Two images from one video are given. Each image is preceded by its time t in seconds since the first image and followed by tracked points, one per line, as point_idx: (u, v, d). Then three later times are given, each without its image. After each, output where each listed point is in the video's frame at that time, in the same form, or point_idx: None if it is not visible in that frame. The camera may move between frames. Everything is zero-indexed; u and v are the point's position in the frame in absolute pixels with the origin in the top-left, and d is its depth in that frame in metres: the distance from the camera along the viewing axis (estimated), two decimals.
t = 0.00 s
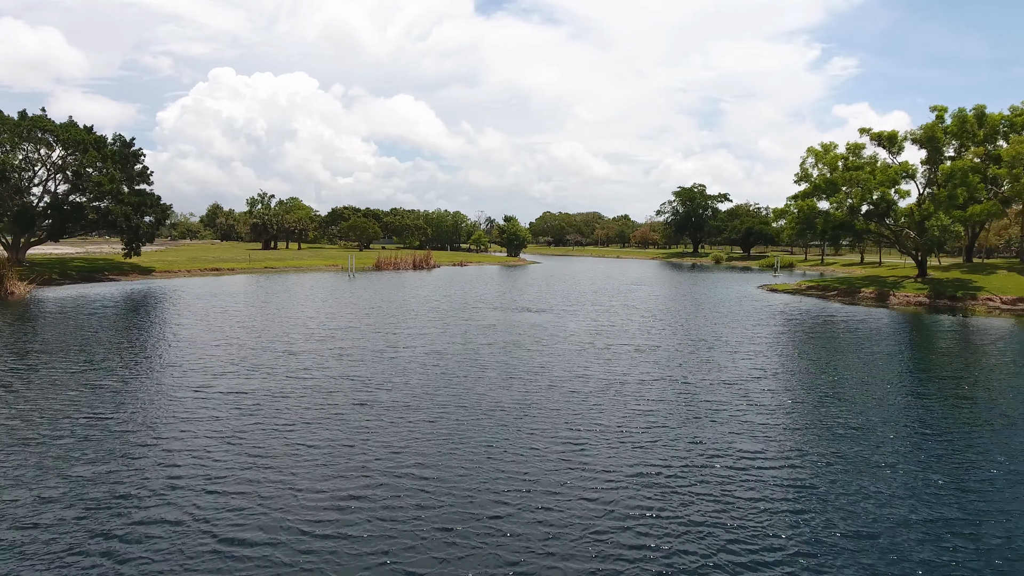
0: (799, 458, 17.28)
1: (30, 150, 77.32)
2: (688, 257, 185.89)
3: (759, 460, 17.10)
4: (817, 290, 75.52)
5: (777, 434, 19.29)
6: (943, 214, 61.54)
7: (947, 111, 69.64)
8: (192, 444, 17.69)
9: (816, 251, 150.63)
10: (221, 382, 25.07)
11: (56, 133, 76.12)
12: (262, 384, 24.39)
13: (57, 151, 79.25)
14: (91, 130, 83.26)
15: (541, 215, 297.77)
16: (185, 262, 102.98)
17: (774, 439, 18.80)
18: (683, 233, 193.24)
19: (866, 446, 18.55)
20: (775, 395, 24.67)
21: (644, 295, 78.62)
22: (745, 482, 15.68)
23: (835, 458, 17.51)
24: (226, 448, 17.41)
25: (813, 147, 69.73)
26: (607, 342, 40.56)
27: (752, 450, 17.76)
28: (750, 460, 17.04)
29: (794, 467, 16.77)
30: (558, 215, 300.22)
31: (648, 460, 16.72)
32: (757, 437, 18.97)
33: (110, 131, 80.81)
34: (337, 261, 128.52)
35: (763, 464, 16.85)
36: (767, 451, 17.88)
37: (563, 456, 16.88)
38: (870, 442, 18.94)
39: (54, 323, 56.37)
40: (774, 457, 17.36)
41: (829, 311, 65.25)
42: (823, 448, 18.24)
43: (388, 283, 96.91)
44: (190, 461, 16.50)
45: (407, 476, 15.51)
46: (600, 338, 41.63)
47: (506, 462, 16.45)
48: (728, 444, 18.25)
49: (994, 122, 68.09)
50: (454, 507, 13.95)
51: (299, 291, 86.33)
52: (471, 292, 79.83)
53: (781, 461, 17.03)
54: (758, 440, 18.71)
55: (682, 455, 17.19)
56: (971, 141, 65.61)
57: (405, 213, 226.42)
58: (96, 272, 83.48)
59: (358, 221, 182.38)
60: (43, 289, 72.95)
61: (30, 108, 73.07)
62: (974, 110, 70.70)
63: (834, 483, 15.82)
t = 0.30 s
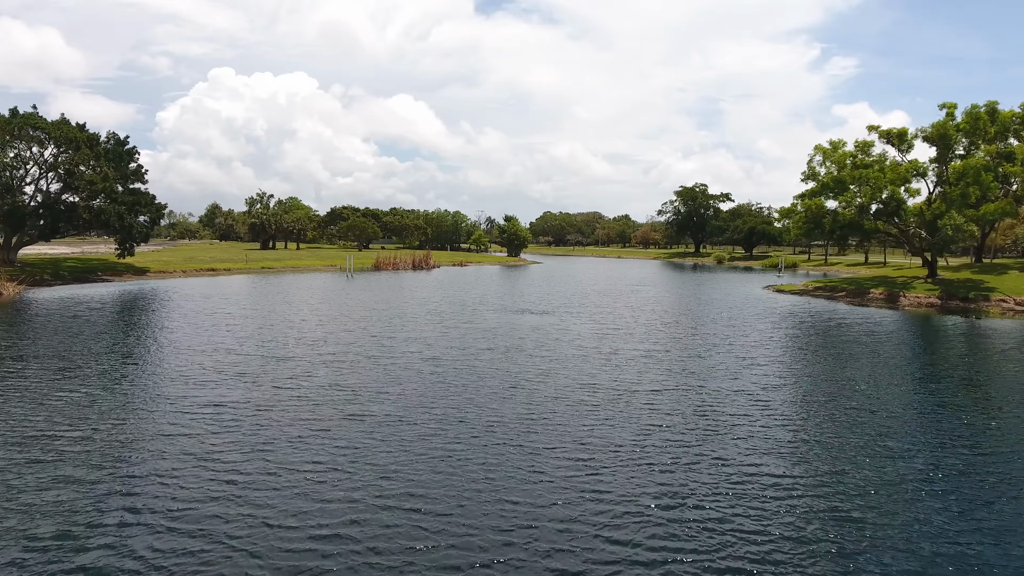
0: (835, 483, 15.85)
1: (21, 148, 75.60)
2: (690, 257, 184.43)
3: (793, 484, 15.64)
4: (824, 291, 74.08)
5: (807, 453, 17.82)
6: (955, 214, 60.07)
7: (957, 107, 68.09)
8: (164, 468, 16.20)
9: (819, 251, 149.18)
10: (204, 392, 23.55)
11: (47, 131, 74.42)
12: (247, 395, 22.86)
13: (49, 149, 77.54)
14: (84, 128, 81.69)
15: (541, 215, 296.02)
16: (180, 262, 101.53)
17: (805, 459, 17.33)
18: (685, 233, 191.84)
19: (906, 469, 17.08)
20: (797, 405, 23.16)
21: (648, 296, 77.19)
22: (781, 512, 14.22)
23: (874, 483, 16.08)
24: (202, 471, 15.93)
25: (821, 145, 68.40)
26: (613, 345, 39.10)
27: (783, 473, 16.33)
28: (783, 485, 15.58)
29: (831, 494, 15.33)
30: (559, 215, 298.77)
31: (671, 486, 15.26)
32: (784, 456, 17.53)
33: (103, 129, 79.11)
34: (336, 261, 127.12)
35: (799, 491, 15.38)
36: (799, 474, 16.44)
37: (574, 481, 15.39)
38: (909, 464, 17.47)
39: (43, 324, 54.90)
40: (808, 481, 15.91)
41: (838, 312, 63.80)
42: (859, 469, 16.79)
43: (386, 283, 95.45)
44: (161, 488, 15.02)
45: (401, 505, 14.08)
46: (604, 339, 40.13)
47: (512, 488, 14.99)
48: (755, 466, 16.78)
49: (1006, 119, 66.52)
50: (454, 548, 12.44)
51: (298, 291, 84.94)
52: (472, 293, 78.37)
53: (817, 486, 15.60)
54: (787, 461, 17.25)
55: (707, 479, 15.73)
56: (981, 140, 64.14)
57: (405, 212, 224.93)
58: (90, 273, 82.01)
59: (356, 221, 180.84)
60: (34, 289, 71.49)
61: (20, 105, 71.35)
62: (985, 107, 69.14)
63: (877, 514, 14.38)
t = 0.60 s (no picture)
0: (887, 512, 14.10)
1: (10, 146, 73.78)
2: (692, 257, 182.94)
3: (839, 516, 13.89)
4: (833, 292, 72.49)
5: (849, 474, 16.08)
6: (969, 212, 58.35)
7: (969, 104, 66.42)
8: (127, 501, 14.48)
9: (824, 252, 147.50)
10: (181, 404, 21.77)
11: (37, 128, 72.57)
12: (227, 409, 21.10)
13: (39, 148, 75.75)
14: (76, 126, 80.00)
15: (541, 215, 294.36)
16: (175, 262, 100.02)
17: (848, 482, 15.57)
18: (686, 233, 190.26)
19: (962, 494, 15.16)
20: (827, 414, 21.34)
21: (652, 297, 75.70)
22: (831, 553, 12.49)
23: (930, 513, 14.22)
24: (168, 506, 14.21)
25: (830, 142, 66.70)
26: (619, 347, 37.47)
27: (827, 501, 14.55)
28: (828, 517, 13.82)
29: (879, 527, 13.48)
30: (559, 215, 297.24)
31: (700, 522, 13.45)
32: (825, 479, 15.77)
33: (94, 126, 77.31)
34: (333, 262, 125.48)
35: (843, 525, 13.56)
36: (843, 501, 14.64)
37: (590, 517, 13.66)
38: (965, 487, 15.53)
39: (30, 326, 53.41)
40: (856, 510, 14.13)
41: (847, 313, 62.16)
42: (911, 495, 14.97)
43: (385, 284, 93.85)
44: (119, 528, 13.33)
45: (393, 550, 12.38)
46: (611, 342, 38.41)
47: (520, 527, 13.24)
48: (793, 492, 14.99)
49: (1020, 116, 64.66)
50: None
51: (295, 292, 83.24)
52: (472, 294, 76.90)
53: (867, 517, 13.85)
54: (828, 485, 15.44)
55: (741, 512, 13.97)
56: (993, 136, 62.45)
57: (405, 212, 223.32)
58: (82, 273, 80.39)
59: (356, 221, 179.27)
60: (24, 290, 69.90)
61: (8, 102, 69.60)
62: (998, 102, 67.33)
63: (937, 554, 12.53)
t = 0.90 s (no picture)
0: (945, 554, 12.59)
1: None
2: (693, 257, 181.36)
3: (894, 562, 12.31)
4: (841, 293, 70.94)
5: (895, 506, 14.51)
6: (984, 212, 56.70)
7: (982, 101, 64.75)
8: (90, 539, 12.90)
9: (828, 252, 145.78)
10: (154, 417, 20.14)
11: (27, 126, 70.91)
12: (203, 424, 19.49)
13: (29, 146, 74.14)
14: (68, 124, 78.40)
15: (541, 215, 292.76)
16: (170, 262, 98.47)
17: (897, 517, 14.01)
18: (688, 233, 188.80)
19: None
20: (861, 431, 19.71)
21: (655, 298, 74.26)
22: None
23: (994, 555, 12.62)
24: (128, 544, 12.71)
25: (839, 140, 65.09)
26: (626, 351, 35.81)
27: (877, 542, 12.98)
28: (882, 563, 12.23)
29: None
30: (560, 215, 295.56)
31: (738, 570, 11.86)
32: (866, 510, 14.33)
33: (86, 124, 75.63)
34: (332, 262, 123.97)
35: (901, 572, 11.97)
36: (895, 541, 13.06)
37: (613, 562, 12.08)
38: None
39: (16, 328, 51.86)
40: (912, 554, 12.56)
41: (857, 314, 60.61)
42: (969, 533, 13.41)
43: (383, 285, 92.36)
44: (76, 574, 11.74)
45: None
46: (617, 347, 36.80)
47: (533, 573, 11.79)
48: (838, 531, 13.41)
49: None
50: None
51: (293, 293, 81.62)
52: (472, 295, 75.37)
53: (926, 563, 12.26)
54: (875, 521, 13.87)
55: (783, 556, 12.39)
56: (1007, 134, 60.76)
57: (404, 212, 221.68)
58: (74, 274, 78.86)
59: (354, 221, 177.68)
60: (13, 291, 68.34)
61: None
62: (1012, 99, 65.63)
63: None
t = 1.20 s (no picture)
0: None
1: None
2: (694, 257, 179.85)
3: None
4: (849, 294, 69.42)
5: (948, 547, 12.99)
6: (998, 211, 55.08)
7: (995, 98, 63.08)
8: None
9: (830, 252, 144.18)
10: (118, 438, 18.49)
11: (15, 123, 69.20)
12: (172, 445, 17.88)
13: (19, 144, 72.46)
14: (59, 122, 76.75)
15: (541, 215, 291.04)
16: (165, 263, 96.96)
17: (951, 560, 12.51)
18: (689, 233, 187.21)
19: None
20: (896, 452, 18.13)
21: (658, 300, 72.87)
22: None
23: None
24: None
25: (847, 138, 63.44)
26: (631, 356, 34.32)
27: None
28: None
29: None
30: (560, 215, 293.97)
31: None
32: (917, 553, 12.80)
33: (76, 121, 73.92)
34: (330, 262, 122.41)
35: None
36: None
37: None
38: None
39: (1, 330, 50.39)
40: None
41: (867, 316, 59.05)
42: None
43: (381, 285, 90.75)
44: None
45: None
46: (622, 352, 35.28)
47: None
48: None
49: None
50: None
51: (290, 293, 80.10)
52: (471, 296, 73.86)
53: None
54: (928, 566, 12.34)
55: None
56: (1022, 130, 58.93)
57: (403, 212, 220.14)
58: (65, 275, 77.23)
59: (353, 220, 176.12)
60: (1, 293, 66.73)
61: None
62: None
63: None
